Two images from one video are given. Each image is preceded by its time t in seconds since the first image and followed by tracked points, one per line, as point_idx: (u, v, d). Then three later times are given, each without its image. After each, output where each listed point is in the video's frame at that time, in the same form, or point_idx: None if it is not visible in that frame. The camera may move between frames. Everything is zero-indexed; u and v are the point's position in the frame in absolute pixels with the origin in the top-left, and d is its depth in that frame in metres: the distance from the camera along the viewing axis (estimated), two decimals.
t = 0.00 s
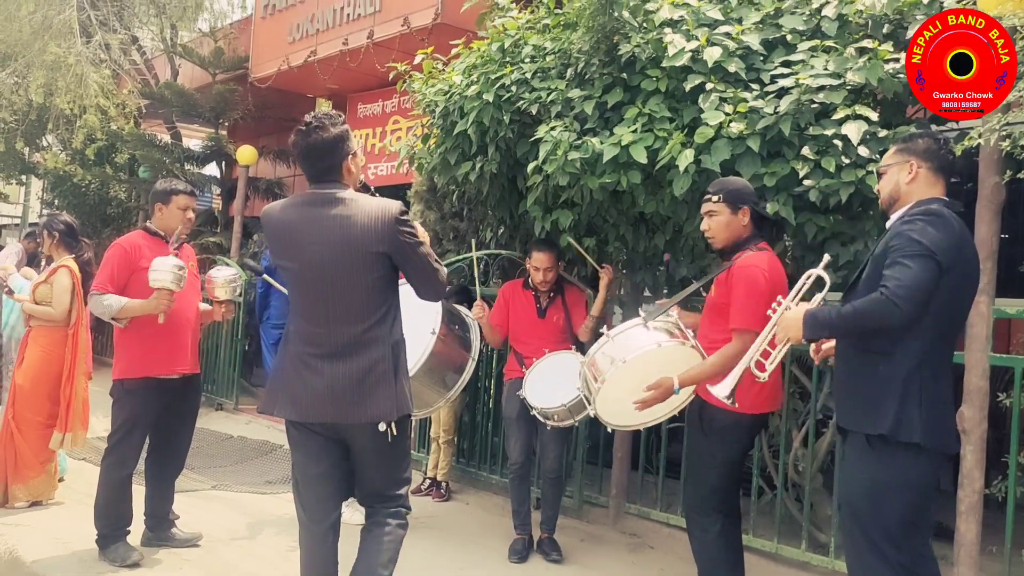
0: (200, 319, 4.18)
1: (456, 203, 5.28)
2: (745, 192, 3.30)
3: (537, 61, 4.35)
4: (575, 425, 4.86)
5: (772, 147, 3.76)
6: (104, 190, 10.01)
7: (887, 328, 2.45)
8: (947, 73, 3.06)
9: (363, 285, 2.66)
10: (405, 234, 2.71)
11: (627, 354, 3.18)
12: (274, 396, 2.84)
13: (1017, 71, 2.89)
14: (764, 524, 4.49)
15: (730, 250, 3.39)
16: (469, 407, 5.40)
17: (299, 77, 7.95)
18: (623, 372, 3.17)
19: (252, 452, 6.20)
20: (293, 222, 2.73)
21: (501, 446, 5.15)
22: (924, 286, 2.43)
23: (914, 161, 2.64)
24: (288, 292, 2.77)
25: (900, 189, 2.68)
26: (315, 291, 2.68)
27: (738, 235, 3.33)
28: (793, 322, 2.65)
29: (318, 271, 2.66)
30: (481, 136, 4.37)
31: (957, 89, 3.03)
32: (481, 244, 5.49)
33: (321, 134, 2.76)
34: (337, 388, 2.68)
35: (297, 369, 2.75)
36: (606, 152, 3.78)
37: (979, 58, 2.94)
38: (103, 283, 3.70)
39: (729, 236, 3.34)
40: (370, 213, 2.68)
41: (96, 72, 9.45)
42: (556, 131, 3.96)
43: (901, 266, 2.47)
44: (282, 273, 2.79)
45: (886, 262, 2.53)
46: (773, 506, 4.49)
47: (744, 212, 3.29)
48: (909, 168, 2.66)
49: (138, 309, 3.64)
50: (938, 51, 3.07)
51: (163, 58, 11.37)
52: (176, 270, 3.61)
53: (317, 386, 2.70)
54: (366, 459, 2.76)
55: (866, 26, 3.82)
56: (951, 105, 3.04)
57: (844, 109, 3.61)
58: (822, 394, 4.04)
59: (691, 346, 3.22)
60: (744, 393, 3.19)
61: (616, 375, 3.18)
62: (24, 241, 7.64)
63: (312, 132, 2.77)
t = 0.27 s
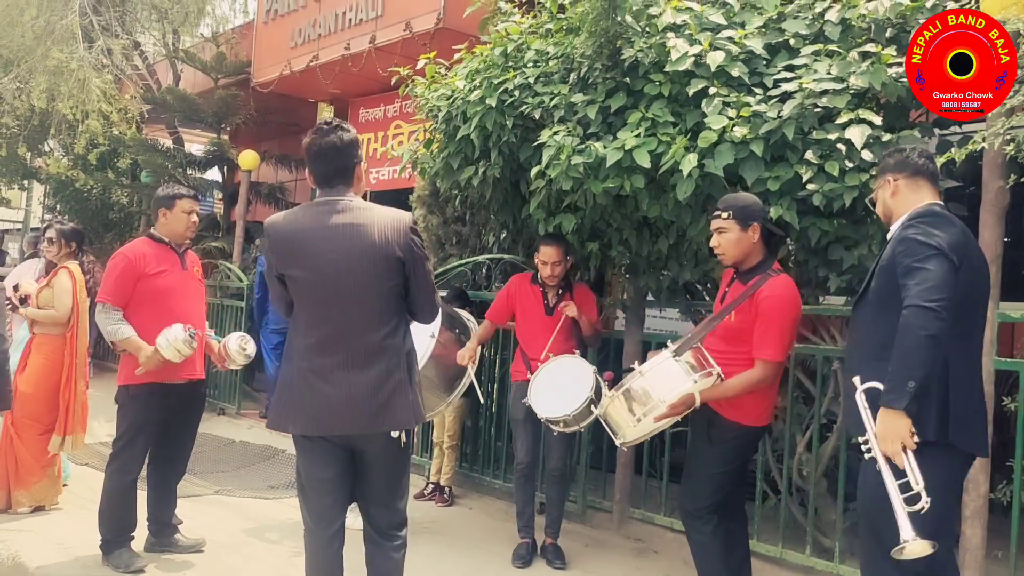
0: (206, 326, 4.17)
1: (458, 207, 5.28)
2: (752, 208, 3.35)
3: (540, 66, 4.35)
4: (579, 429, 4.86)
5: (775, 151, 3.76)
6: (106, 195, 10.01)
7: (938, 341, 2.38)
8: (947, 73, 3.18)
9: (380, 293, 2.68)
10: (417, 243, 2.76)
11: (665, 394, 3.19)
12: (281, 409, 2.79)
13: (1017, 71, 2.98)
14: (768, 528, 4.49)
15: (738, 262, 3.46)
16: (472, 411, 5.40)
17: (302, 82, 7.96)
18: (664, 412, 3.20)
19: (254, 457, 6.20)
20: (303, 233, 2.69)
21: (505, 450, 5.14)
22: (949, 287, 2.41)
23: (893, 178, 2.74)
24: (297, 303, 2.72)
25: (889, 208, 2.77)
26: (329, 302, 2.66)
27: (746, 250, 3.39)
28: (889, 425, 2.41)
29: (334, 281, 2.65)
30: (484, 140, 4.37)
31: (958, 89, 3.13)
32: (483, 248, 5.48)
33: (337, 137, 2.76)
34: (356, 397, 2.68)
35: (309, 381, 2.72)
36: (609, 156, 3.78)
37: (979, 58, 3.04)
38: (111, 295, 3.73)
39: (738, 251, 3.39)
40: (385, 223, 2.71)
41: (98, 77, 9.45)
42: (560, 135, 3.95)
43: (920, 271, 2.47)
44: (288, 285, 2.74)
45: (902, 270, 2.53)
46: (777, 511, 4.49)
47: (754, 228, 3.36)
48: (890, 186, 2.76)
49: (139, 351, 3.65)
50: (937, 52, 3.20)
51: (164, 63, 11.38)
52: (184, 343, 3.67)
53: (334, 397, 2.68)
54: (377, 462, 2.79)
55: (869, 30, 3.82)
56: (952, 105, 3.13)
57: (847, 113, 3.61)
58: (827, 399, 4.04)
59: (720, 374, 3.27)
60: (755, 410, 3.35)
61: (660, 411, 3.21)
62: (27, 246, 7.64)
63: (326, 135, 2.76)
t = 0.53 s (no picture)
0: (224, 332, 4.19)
1: (471, 210, 5.28)
2: (779, 204, 3.44)
3: (553, 68, 4.35)
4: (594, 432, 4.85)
5: (791, 150, 3.73)
6: (119, 202, 10.07)
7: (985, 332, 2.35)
8: (947, 73, 3.40)
9: (408, 298, 2.72)
10: (439, 247, 2.82)
11: (692, 372, 3.17)
12: (304, 418, 2.75)
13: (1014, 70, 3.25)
14: (787, 530, 4.46)
15: (760, 258, 3.55)
16: (487, 415, 5.38)
17: (314, 87, 7.99)
18: (691, 391, 3.16)
19: (270, 462, 6.20)
20: (330, 239, 2.67)
21: (520, 454, 5.13)
22: (986, 278, 2.40)
23: (905, 186, 2.78)
24: (322, 310, 2.69)
25: (905, 215, 2.80)
26: (360, 308, 2.66)
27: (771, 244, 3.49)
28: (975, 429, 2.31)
29: (366, 286, 2.65)
30: (497, 143, 4.36)
31: (957, 89, 3.38)
32: (497, 251, 5.48)
33: (360, 142, 2.77)
34: (387, 403, 2.68)
35: (337, 388, 2.69)
36: (623, 157, 3.76)
37: (979, 58, 3.29)
38: (128, 301, 3.74)
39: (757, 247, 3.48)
40: (412, 228, 2.75)
41: (111, 84, 9.52)
42: (573, 137, 3.94)
43: (952, 265, 2.46)
44: (312, 292, 2.70)
45: (933, 268, 2.53)
46: (795, 513, 4.47)
47: (777, 224, 3.45)
48: (902, 194, 2.80)
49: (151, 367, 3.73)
50: (938, 51, 3.40)
51: (176, 70, 11.44)
52: (190, 385, 3.66)
53: (365, 403, 2.67)
54: (397, 466, 2.79)
55: (884, 28, 3.79)
56: (952, 104, 3.40)
57: (863, 112, 3.59)
58: (845, 399, 4.02)
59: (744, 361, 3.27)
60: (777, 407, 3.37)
61: (681, 394, 3.17)
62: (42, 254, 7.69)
63: (350, 139, 2.77)
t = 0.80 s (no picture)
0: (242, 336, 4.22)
1: (485, 212, 5.29)
2: (787, 201, 3.45)
3: (566, 68, 4.36)
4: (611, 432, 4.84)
5: (805, 147, 3.72)
6: (135, 209, 10.15)
7: None
8: (946, 73, 3.50)
9: (428, 301, 2.73)
10: (457, 251, 2.84)
11: (715, 358, 3.19)
12: (322, 422, 2.75)
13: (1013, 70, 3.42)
14: (806, 529, 4.44)
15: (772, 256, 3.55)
16: (503, 416, 5.38)
17: (327, 92, 8.03)
18: (714, 378, 3.16)
19: (287, 466, 6.23)
20: (352, 242, 2.68)
21: (537, 455, 5.13)
22: None
23: (927, 184, 2.77)
24: (342, 314, 2.70)
25: (928, 213, 2.79)
26: (381, 311, 2.67)
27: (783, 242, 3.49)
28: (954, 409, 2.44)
29: (387, 290, 2.66)
30: (510, 145, 4.36)
31: (957, 89, 3.49)
32: (511, 252, 5.49)
33: (383, 147, 2.79)
34: (406, 405, 2.69)
35: (356, 391, 2.69)
36: (637, 157, 3.76)
37: (979, 58, 3.46)
38: (148, 307, 3.77)
39: (771, 245, 3.48)
40: (432, 232, 2.77)
41: (126, 93, 9.60)
42: (587, 137, 3.94)
43: (996, 254, 2.47)
44: (332, 295, 2.70)
45: (973, 257, 2.52)
46: (814, 511, 4.44)
47: (787, 223, 3.45)
48: (925, 191, 2.79)
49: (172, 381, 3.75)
50: (937, 52, 3.50)
51: (190, 78, 11.52)
52: (206, 399, 3.67)
53: (384, 406, 2.67)
54: (416, 466, 2.80)
55: (898, 23, 3.78)
56: (953, 104, 3.52)
57: (878, 107, 3.57)
58: (864, 397, 4.00)
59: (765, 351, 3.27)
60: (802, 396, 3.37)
61: (704, 382, 3.16)
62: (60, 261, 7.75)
63: (373, 143, 2.78)
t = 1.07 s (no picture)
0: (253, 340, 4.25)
1: (494, 215, 5.29)
2: (791, 202, 3.44)
3: (572, 70, 4.36)
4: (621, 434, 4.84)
5: (814, 147, 3.71)
6: (144, 215, 10.20)
7: None
8: (947, 73, 3.52)
9: (434, 305, 2.73)
10: (464, 255, 2.84)
11: (733, 374, 3.15)
12: (328, 425, 2.75)
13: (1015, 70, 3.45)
14: (818, 530, 4.42)
15: (779, 257, 3.52)
16: (513, 419, 5.38)
17: (334, 97, 8.05)
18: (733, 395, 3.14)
19: (297, 470, 6.24)
20: (358, 246, 2.68)
21: (547, 457, 5.13)
22: None
23: (948, 176, 2.74)
24: (350, 318, 2.70)
25: (946, 206, 2.75)
26: (387, 315, 2.67)
27: (789, 243, 3.47)
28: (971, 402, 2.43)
29: (393, 294, 2.66)
30: (517, 148, 4.36)
31: (958, 89, 3.51)
32: (519, 255, 5.50)
33: (390, 150, 2.79)
34: (412, 410, 2.69)
35: (363, 396, 2.70)
36: (645, 158, 3.76)
37: (979, 58, 3.50)
38: (160, 311, 3.79)
39: (778, 245, 3.46)
40: (438, 236, 2.77)
41: (134, 99, 9.65)
42: (594, 139, 3.94)
43: None
44: (339, 299, 2.71)
45: (1001, 254, 2.51)
46: (826, 512, 4.43)
47: (792, 222, 3.43)
48: (945, 182, 2.76)
49: (190, 372, 3.73)
50: (937, 52, 3.53)
51: (197, 84, 11.57)
52: (230, 364, 3.70)
53: (391, 410, 2.67)
54: (426, 470, 2.80)
55: (905, 22, 3.77)
56: (953, 104, 3.52)
57: (887, 106, 3.56)
58: (875, 397, 3.99)
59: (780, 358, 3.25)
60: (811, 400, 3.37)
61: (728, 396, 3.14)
62: (71, 268, 7.79)
63: (381, 147, 2.78)
